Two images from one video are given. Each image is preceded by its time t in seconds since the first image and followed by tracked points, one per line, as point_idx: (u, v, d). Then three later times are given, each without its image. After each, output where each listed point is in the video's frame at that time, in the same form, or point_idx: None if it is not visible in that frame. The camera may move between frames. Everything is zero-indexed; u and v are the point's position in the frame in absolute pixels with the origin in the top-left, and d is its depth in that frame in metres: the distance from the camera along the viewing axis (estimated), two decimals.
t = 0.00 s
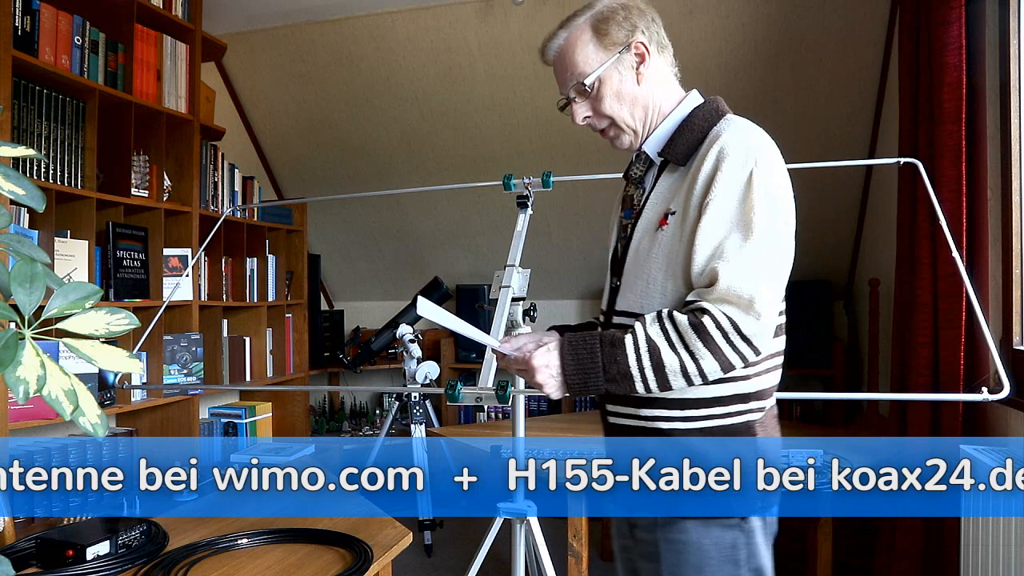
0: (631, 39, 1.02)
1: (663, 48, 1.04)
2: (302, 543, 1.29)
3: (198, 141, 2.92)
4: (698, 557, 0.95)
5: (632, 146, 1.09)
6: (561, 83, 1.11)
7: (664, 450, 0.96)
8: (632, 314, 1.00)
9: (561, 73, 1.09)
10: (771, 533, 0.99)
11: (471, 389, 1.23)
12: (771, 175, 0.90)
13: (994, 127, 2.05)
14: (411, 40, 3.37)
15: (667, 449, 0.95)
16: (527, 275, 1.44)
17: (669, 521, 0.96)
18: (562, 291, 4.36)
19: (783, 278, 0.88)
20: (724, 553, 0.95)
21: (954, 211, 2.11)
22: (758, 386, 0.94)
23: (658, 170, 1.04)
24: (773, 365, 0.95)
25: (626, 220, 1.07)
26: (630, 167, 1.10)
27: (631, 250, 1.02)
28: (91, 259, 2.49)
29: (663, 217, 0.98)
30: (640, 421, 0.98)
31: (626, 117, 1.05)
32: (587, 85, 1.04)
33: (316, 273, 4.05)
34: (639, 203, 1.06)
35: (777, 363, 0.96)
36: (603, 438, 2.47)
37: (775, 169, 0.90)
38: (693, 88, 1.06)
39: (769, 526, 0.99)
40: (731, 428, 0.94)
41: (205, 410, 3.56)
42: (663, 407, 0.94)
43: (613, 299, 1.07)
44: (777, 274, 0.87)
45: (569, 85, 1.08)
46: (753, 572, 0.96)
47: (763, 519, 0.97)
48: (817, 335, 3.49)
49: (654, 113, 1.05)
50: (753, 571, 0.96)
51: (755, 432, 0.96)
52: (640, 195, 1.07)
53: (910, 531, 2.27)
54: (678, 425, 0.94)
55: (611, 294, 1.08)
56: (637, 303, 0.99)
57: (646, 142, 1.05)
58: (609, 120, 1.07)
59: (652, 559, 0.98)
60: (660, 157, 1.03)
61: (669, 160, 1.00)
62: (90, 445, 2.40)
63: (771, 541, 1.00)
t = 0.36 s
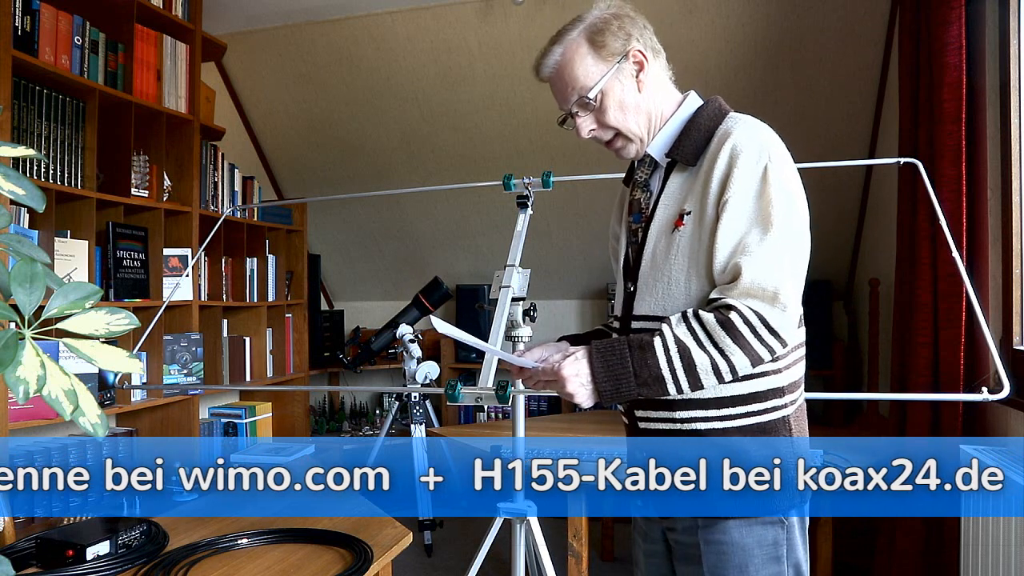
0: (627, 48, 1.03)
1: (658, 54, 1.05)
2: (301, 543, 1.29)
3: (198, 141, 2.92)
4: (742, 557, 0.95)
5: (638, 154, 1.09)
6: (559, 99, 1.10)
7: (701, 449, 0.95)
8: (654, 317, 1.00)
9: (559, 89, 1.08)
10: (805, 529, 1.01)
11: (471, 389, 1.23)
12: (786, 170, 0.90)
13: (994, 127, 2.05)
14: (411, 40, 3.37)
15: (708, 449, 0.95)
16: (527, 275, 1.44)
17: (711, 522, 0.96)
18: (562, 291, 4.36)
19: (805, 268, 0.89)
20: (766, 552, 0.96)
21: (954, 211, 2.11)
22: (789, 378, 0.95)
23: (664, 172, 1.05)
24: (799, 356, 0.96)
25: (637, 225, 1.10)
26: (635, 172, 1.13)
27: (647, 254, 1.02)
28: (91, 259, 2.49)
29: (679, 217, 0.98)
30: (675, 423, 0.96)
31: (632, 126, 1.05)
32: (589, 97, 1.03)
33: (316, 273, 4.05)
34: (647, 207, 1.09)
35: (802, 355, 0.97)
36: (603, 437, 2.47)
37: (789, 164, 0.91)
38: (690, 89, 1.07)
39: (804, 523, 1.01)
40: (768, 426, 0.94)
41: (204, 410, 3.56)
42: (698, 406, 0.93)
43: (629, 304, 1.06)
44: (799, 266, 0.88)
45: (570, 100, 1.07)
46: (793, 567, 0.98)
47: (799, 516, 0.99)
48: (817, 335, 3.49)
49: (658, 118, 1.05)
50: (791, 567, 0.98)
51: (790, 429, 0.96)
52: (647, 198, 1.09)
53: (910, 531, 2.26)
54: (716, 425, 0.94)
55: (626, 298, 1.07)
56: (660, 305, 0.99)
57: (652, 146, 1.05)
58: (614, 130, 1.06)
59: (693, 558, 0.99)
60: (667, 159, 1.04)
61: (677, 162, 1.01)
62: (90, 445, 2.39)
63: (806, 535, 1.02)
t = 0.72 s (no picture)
0: (643, 42, 1.03)
1: (673, 51, 1.05)
2: (301, 543, 1.30)
3: (198, 141, 2.92)
4: (740, 558, 0.95)
5: (646, 150, 1.09)
6: (570, 90, 1.10)
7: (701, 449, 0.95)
8: (659, 315, 0.99)
9: (571, 80, 1.08)
10: (803, 530, 1.01)
11: (471, 389, 1.23)
12: (797, 173, 0.91)
13: (994, 127, 2.05)
14: (411, 40, 3.37)
15: (707, 449, 0.94)
16: (527, 275, 1.44)
17: (709, 522, 0.96)
18: (562, 291, 4.36)
19: (811, 271, 0.89)
20: (764, 552, 0.96)
21: (954, 211, 2.11)
22: (791, 381, 0.95)
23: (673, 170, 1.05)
24: (802, 359, 0.96)
25: (642, 222, 1.09)
26: (643, 168, 1.12)
27: (654, 251, 1.02)
28: (91, 259, 2.49)
29: (688, 216, 0.98)
30: (675, 423, 0.96)
31: (642, 120, 1.05)
32: (602, 89, 1.04)
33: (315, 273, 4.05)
34: (655, 205, 1.09)
35: (806, 358, 0.97)
36: (603, 437, 2.48)
37: (801, 167, 0.91)
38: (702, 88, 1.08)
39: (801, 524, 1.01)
40: (768, 426, 0.94)
41: (205, 410, 3.56)
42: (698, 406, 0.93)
43: (632, 302, 1.06)
44: (806, 269, 0.88)
45: (582, 91, 1.07)
46: (789, 568, 0.98)
47: (797, 517, 0.99)
48: (817, 335, 3.49)
49: (669, 115, 1.05)
50: (788, 568, 0.98)
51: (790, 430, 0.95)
52: (654, 196, 1.09)
53: (910, 531, 2.26)
54: (716, 425, 0.93)
55: (630, 296, 1.07)
56: (665, 304, 0.99)
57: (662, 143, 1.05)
58: (625, 124, 1.06)
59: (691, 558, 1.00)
60: (676, 157, 1.04)
61: (687, 160, 1.00)
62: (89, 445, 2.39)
63: (804, 537, 1.02)
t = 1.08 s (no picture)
0: (639, 44, 1.03)
1: (671, 52, 1.05)
2: (301, 543, 1.30)
3: (198, 141, 2.92)
4: (738, 557, 0.95)
5: (645, 151, 1.09)
6: (568, 91, 1.10)
7: (699, 449, 0.95)
8: (659, 316, 0.99)
9: (569, 81, 1.09)
10: (803, 530, 1.01)
11: (471, 389, 1.23)
12: (796, 174, 0.90)
13: (994, 127, 2.05)
14: (411, 40, 3.37)
15: (706, 449, 0.94)
16: (527, 275, 1.44)
17: (708, 522, 0.96)
18: (562, 291, 4.36)
19: (810, 272, 0.89)
20: (763, 552, 0.96)
21: (953, 211, 2.11)
22: (789, 381, 0.95)
23: (672, 171, 1.05)
24: (801, 360, 0.96)
25: (642, 223, 1.09)
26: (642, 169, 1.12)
27: (653, 252, 1.02)
28: (91, 259, 2.49)
29: (687, 217, 0.98)
30: (675, 422, 0.96)
31: (639, 121, 1.05)
32: (598, 91, 1.04)
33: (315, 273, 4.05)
34: (654, 206, 1.08)
35: (805, 358, 0.97)
36: (603, 437, 2.48)
37: (800, 168, 0.91)
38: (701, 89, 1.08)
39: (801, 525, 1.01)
40: (767, 426, 0.94)
41: (205, 410, 3.55)
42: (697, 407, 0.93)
43: (632, 303, 1.06)
44: (804, 270, 0.88)
45: (579, 93, 1.07)
46: (789, 568, 0.98)
47: (796, 517, 0.99)
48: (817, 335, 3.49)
49: (666, 116, 1.05)
50: (787, 568, 0.98)
51: (790, 430, 0.95)
52: (654, 197, 1.09)
53: (910, 531, 2.26)
54: (715, 425, 0.93)
55: (630, 296, 1.07)
56: (664, 305, 0.99)
57: (660, 144, 1.05)
58: (622, 126, 1.06)
59: (690, 558, 1.00)
60: (676, 159, 1.03)
61: (686, 162, 1.00)
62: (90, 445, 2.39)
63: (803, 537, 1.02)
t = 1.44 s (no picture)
0: (622, 50, 1.02)
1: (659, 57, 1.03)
2: (301, 543, 1.30)
3: (198, 141, 2.92)
4: (731, 557, 0.95)
5: (636, 153, 1.10)
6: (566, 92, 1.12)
7: (693, 448, 0.95)
8: (658, 317, 1.00)
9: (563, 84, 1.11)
10: (800, 531, 1.01)
11: (471, 389, 1.23)
12: (790, 170, 0.90)
13: (994, 127, 2.05)
14: (411, 40, 3.37)
15: (701, 449, 0.95)
16: (527, 275, 1.44)
17: (702, 521, 0.97)
18: (562, 291, 4.36)
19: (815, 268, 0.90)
20: (757, 553, 0.96)
21: (953, 211, 2.11)
22: (788, 382, 0.94)
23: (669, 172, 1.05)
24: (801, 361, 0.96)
25: (642, 223, 1.10)
26: (642, 169, 1.12)
27: (650, 254, 1.02)
28: (91, 259, 2.49)
29: (683, 218, 0.98)
30: (670, 421, 0.97)
31: (620, 127, 1.06)
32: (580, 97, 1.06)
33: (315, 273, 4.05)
34: (654, 206, 1.08)
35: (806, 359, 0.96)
36: (603, 438, 2.48)
37: (794, 164, 0.91)
38: (698, 91, 1.05)
39: (798, 525, 1.01)
40: (762, 427, 0.94)
41: (205, 410, 3.55)
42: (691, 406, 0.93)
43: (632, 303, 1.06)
44: (810, 267, 0.88)
45: (569, 96, 1.10)
46: (784, 570, 0.98)
47: (793, 518, 0.99)
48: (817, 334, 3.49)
49: (653, 121, 1.05)
50: (782, 568, 0.98)
51: (786, 430, 0.95)
52: (653, 198, 1.09)
53: (910, 531, 2.26)
54: (709, 426, 0.93)
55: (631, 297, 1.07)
56: (662, 306, 0.99)
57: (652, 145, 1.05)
58: (606, 130, 1.08)
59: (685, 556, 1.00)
60: (672, 159, 1.03)
61: (680, 162, 1.01)
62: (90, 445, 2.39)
63: (800, 538, 1.01)
